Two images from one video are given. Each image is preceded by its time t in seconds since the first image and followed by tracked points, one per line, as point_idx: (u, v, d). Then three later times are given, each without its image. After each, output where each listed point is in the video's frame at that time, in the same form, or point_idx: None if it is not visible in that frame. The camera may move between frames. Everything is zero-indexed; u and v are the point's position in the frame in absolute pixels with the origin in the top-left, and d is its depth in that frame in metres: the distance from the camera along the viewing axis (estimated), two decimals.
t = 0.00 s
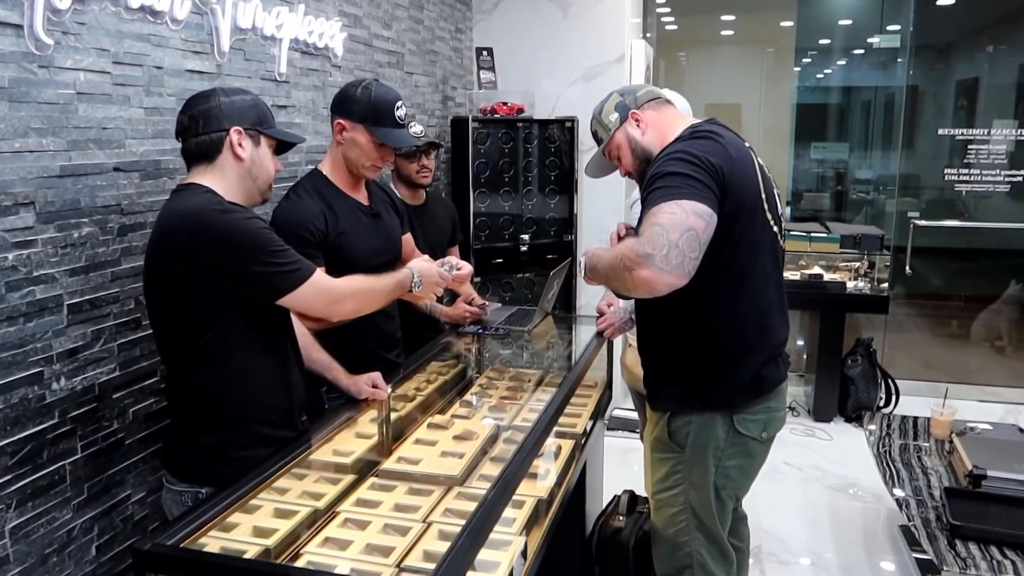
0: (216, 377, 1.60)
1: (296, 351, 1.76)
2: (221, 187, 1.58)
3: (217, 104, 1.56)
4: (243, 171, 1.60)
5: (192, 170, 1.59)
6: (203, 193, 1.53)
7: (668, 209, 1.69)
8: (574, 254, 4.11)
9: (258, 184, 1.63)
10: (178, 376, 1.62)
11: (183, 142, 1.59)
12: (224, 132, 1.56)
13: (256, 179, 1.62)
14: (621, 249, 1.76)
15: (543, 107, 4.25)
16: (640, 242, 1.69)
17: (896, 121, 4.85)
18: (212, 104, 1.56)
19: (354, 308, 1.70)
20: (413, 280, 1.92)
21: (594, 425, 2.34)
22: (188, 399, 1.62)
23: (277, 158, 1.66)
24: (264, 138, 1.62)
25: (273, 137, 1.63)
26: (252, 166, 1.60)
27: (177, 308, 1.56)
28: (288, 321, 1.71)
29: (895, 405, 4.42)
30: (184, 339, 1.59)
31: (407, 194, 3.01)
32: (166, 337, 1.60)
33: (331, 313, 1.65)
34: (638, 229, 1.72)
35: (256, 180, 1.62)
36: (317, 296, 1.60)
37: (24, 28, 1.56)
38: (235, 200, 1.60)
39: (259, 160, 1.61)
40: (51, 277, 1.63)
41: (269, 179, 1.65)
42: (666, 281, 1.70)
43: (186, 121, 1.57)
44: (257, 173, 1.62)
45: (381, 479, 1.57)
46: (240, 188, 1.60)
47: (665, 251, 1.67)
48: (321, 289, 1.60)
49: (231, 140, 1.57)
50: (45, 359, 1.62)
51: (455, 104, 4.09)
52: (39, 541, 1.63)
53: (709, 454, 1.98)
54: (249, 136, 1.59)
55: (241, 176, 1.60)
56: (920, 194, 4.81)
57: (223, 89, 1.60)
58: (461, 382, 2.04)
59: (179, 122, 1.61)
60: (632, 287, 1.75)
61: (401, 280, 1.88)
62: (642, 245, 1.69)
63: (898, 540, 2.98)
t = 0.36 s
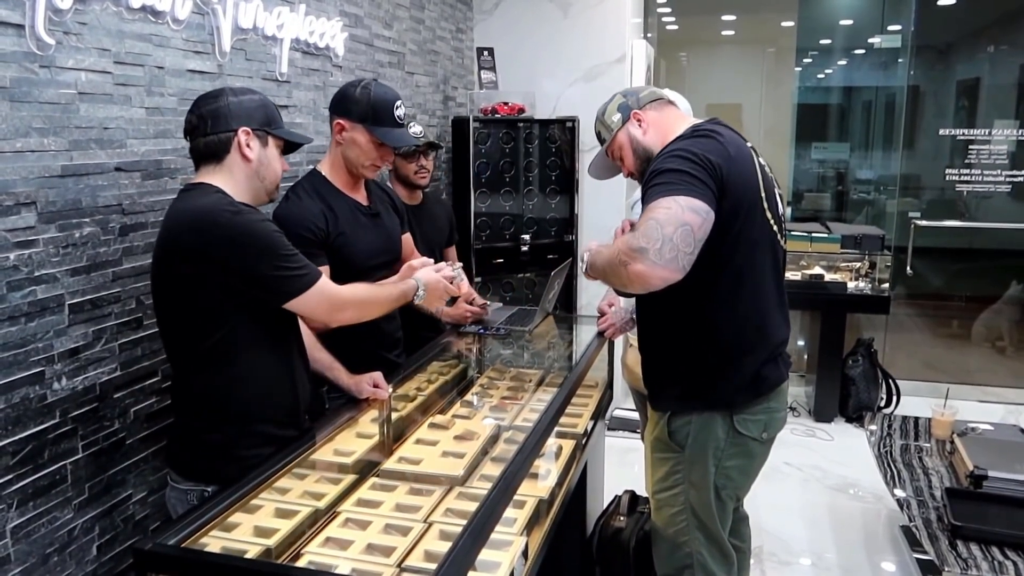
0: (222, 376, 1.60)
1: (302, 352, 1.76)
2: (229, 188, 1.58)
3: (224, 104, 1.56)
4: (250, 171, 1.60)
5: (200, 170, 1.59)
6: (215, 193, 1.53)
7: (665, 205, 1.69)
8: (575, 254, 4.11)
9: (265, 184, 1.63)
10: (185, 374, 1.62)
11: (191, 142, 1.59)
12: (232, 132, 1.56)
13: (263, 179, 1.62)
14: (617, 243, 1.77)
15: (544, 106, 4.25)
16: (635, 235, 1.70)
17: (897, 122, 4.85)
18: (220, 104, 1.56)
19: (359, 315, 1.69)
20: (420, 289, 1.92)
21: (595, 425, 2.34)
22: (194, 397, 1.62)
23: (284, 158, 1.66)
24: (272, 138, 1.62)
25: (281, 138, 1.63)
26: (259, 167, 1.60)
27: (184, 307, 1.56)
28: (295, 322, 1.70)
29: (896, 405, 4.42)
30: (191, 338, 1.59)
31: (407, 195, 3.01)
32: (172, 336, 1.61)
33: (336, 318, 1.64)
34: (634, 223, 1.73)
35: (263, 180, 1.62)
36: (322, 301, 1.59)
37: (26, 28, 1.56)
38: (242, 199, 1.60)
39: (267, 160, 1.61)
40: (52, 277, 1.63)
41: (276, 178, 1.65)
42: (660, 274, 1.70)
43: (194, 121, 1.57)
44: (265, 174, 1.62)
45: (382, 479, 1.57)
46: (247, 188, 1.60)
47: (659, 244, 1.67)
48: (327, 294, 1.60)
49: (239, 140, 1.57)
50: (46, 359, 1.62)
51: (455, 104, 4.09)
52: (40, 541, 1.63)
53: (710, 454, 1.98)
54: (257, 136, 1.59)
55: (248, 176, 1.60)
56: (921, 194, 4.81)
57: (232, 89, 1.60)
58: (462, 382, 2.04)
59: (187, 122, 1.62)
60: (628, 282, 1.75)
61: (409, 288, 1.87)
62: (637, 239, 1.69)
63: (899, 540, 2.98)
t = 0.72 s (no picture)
0: (222, 376, 1.60)
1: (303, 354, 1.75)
2: (230, 188, 1.58)
3: (225, 104, 1.56)
4: (251, 172, 1.60)
5: (200, 170, 1.59)
6: (215, 193, 1.53)
7: (655, 200, 1.70)
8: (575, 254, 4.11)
9: (265, 184, 1.63)
10: (184, 374, 1.62)
11: (191, 142, 1.59)
12: (233, 132, 1.56)
13: (264, 180, 1.62)
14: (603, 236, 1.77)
15: (544, 106, 4.26)
16: (620, 227, 1.71)
17: (896, 121, 4.85)
18: (220, 103, 1.55)
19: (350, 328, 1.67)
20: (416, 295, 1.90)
21: (596, 424, 2.35)
22: (195, 397, 1.62)
23: (285, 158, 1.66)
24: (272, 138, 1.61)
25: (281, 138, 1.63)
26: (259, 167, 1.60)
27: (184, 308, 1.56)
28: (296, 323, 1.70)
29: (896, 405, 4.43)
30: (191, 338, 1.59)
31: (405, 196, 3.01)
32: (173, 335, 1.61)
33: (327, 330, 1.62)
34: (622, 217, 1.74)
35: (264, 180, 1.62)
36: (314, 312, 1.58)
37: (25, 28, 1.56)
38: (243, 199, 1.60)
39: (267, 160, 1.61)
40: (52, 277, 1.63)
41: (277, 179, 1.65)
42: (641, 267, 1.70)
43: (194, 121, 1.57)
44: (265, 174, 1.62)
45: (381, 479, 1.57)
46: (247, 188, 1.60)
47: (643, 237, 1.67)
48: (324, 307, 1.59)
49: (239, 140, 1.57)
50: (46, 359, 1.62)
51: (455, 104, 4.09)
52: (40, 541, 1.63)
53: (710, 453, 1.98)
54: (257, 136, 1.59)
55: (249, 177, 1.60)
56: (921, 194, 4.81)
57: (232, 89, 1.60)
58: (463, 381, 2.04)
59: (188, 121, 1.62)
60: (612, 275, 1.75)
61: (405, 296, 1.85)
62: (621, 230, 1.70)
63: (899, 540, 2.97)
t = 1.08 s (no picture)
0: (218, 376, 1.61)
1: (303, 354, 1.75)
2: (224, 189, 1.58)
3: (220, 104, 1.56)
4: (246, 171, 1.60)
5: (196, 170, 1.59)
6: (207, 193, 1.53)
7: (644, 196, 1.70)
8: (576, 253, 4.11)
9: (261, 184, 1.63)
10: (181, 374, 1.62)
11: (187, 142, 1.59)
12: (228, 132, 1.56)
13: (259, 180, 1.62)
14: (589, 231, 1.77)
15: (545, 106, 4.26)
16: (607, 221, 1.71)
17: (898, 121, 4.85)
18: (214, 103, 1.55)
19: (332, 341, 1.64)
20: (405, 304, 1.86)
21: (598, 424, 2.36)
22: (192, 398, 1.62)
23: (280, 157, 1.66)
24: (267, 138, 1.61)
25: (276, 137, 1.62)
26: (254, 166, 1.60)
27: (179, 309, 1.57)
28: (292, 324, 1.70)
29: (897, 405, 4.43)
30: (188, 339, 1.59)
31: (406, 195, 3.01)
32: (169, 336, 1.61)
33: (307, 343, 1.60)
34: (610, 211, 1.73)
35: (259, 180, 1.62)
36: (294, 322, 1.56)
37: (27, 27, 1.56)
38: (237, 200, 1.60)
39: (262, 160, 1.61)
40: (53, 277, 1.63)
41: (273, 179, 1.65)
42: (622, 261, 1.69)
43: (189, 121, 1.57)
44: (261, 174, 1.62)
45: (382, 479, 1.57)
46: (242, 189, 1.60)
47: (625, 230, 1.67)
48: (304, 319, 1.57)
49: (234, 141, 1.57)
50: (48, 359, 1.62)
51: (456, 104, 4.09)
52: (41, 540, 1.63)
53: (711, 453, 1.98)
54: (252, 136, 1.58)
55: (243, 176, 1.60)
56: (922, 194, 4.82)
57: (226, 88, 1.60)
58: (465, 381, 2.04)
59: (183, 121, 1.62)
60: (595, 270, 1.74)
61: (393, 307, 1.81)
62: (607, 223, 1.70)
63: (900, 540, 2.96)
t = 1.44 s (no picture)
0: (217, 376, 1.61)
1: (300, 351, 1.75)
2: (221, 188, 1.58)
3: (216, 103, 1.55)
4: (242, 170, 1.60)
5: (192, 169, 1.59)
6: (204, 192, 1.53)
7: (688, 228, 1.69)
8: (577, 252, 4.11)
9: (258, 183, 1.63)
10: (180, 374, 1.62)
11: (184, 140, 1.59)
12: (224, 131, 1.56)
13: (256, 179, 1.62)
14: (643, 278, 1.77)
15: (547, 105, 4.26)
16: (668, 271, 1.70)
17: (900, 119, 4.85)
18: (210, 102, 1.55)
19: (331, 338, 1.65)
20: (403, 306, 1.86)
21: (599, 422, 2.36)
22: (191, 398, 1.62)
23: (277, 156, 1.66)
24: (263, 137, 1.61)
25: (273, 135, 1.63)
26: (251, 165, 1.60)
27: (177, 308, 1.57)
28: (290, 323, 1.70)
29: (899, 404, 4.43)
30: (186, 339, 1.59)
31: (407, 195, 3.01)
32: (167, 335, 1.61)
33: (306, 341, 1.61)
34: (661, 257, 1.73)
35: (256, 179, 1.62)
36: (291, 321, 1.56)
37: (28, 27, 1.56)
38: (233, 199, 1.60)
39: (258, 159, 1.61)
40: (55, 276, 1.63)
41: (269, 177, 1.65)
42: (701, 300, 1.73)
43: (186, 120, 1.57)
44: (257, 173, 1.62)
45: (383, 477, 1.57)
46: (239, 187, 1.60)
47: (696, 273, 1.69)
48: (303, 316, 1.57)
49: (230, 140, 1.57)
50: (50, 358, 1.62)
51: (458, 102, 4.09)
52: (43, 539, 1.63)
53: (706, 451, 1.98)
54: (248, 134, 1.58)
55: (240, 175, 1.60)
56: (924, 192, 4.83)
57: (223, 86, 1.60)
58: (465, 379, 2.04)
59: (179, 119, 1.62)
60: (664, 312, 1.77)
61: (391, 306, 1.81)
62: (671, 272, 1.70)
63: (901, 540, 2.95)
